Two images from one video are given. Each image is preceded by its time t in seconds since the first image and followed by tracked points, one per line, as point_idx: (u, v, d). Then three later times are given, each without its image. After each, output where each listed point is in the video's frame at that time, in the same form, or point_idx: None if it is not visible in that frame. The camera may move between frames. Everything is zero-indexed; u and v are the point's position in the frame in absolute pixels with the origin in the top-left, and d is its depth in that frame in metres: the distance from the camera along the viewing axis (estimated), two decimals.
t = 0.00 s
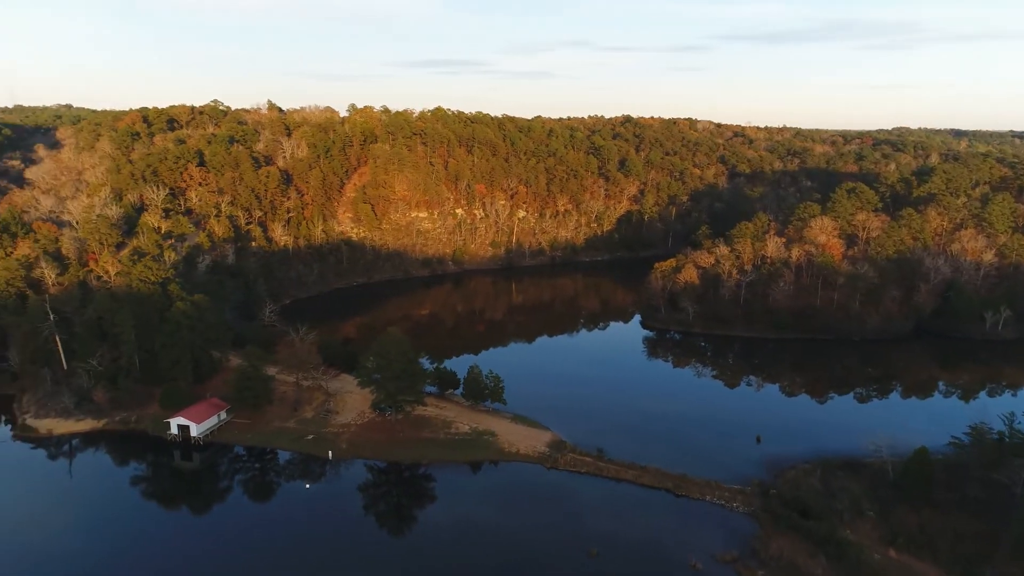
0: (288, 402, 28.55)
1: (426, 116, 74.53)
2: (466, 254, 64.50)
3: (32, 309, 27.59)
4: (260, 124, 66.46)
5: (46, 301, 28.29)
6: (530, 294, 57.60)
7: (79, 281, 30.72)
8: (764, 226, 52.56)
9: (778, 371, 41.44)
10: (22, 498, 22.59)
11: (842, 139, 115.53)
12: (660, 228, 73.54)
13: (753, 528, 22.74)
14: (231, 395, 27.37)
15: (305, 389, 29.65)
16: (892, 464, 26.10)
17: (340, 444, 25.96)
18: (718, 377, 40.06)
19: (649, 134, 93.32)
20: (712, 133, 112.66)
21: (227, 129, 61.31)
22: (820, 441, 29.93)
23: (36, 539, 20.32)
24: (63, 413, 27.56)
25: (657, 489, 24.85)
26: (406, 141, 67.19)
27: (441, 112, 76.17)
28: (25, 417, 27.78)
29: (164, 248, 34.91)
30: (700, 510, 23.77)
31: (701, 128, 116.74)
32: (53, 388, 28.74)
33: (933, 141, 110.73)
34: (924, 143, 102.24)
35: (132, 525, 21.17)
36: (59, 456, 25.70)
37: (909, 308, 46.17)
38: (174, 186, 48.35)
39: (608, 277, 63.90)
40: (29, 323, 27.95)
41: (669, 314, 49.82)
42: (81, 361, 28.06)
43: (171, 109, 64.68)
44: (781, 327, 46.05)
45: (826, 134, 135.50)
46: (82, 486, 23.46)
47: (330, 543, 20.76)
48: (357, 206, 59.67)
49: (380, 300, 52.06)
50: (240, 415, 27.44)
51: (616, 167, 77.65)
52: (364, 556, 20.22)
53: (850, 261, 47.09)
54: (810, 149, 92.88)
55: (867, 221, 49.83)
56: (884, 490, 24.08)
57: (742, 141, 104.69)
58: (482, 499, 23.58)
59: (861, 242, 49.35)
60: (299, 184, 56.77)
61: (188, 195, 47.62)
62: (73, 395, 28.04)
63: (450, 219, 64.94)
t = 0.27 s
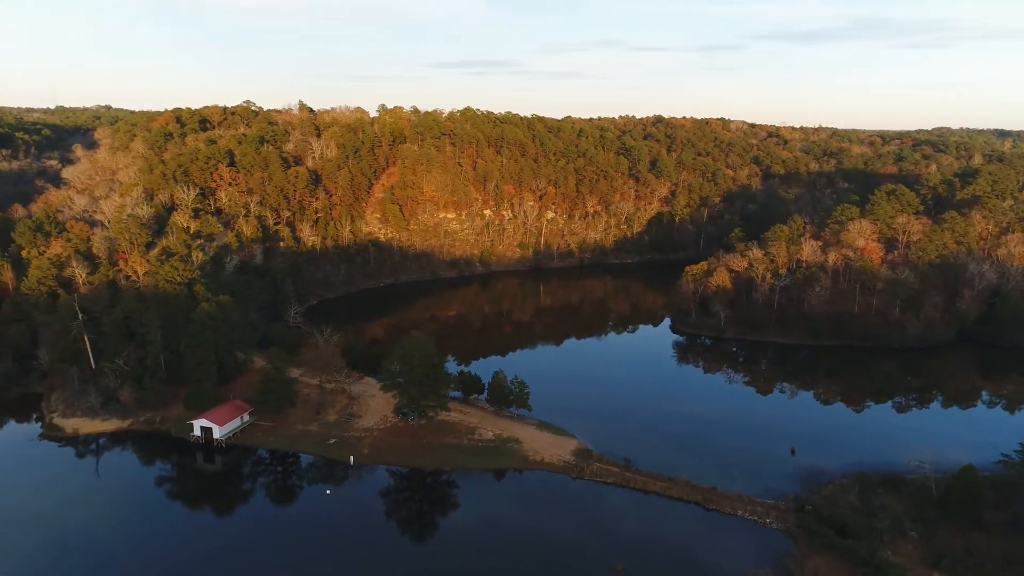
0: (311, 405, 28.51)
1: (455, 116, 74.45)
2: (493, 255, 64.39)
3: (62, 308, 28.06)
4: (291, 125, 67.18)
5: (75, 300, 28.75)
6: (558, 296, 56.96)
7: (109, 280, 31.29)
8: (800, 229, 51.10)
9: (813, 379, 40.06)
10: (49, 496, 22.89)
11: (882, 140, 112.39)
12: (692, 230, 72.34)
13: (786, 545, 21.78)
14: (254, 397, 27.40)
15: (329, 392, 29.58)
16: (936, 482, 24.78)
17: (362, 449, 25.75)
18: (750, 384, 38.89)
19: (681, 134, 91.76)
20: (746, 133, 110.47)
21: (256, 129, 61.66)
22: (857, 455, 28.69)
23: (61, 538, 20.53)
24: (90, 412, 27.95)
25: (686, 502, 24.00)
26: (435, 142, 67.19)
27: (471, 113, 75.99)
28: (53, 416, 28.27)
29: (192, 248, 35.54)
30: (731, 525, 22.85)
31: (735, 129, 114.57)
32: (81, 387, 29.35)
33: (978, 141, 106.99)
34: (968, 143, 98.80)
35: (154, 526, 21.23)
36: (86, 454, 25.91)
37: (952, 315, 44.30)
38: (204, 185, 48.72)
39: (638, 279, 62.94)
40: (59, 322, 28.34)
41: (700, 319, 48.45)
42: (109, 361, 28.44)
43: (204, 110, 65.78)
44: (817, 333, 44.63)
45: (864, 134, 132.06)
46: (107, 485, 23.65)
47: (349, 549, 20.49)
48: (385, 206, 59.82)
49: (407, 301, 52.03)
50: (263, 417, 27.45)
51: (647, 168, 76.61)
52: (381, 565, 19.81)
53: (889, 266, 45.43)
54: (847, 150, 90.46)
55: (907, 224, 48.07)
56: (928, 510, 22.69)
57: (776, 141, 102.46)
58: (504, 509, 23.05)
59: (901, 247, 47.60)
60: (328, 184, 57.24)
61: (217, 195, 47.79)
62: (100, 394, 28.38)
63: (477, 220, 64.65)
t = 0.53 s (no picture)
0: (332, 409, 28.34)
1: (483, 116, 74.33)
2: (519, 257, 63.99)
3: (87, 308, 28.78)
4: (319, 125, 67.68)
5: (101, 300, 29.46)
6: (585, 298, 56.31)
7: (134, 281, 32.02)
8: (835, 232, 49.57)
9: (848, 388, 38.66)
10: (72, 497, 23.06)
11: (920, 140, 109.23)
12: (722, 232, 70.98)
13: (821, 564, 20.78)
14: (275, 400, 27.34)
15: (350, 396, 29.42)
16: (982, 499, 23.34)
17: (382, 455, 25.48)
18: (782, 392, 37.69)
19: (712, 135, 90.10)
20: (779, 133, 108.19)
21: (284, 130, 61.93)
22: (896, 470, 27.43)
23: (81, 539, 20.61)
24: (113, 412, 28.23)
25: (716, 517, 23.04)
26: (462, 142, 66.95)
27: (498, 113, 75.72)
28: (77, 416, 28.54)
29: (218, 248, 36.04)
30: (763, 542, 21.86)
31: (767, 129, 112.27)
32: (104, 387, 29.60)
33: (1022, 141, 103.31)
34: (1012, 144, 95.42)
35: (173, 528, 21.20)
36: (111, 454, 26.20)
37: (997, 322, 42.43)
38: (231, 186, 49.18)
39: (666, 282, 61.88)
40: (85, 322, 29.04)
41: (731, 324, 47.22)
42: (133, 361, 28.90)
43: (233, 111, 66.60)
44: (853, 340, 43.16)
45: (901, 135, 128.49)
46: (128, 486, 23.74)
47: (366, 556, 20.16)
48: (411, 207, 59.82)
49: (432, 303, 51.86)
50: (284, 420, 27.35)
51: (676, 169, 75.47)
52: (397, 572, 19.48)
53: (929, 271, 43.75)
54: (884, 150, 88.00)
55: (948, 228, 46.30)
56: (971, 530, 21.23)
57: (810, 142, 100.18)
58: (526, 520, 22.44)
59: (942, 251, 45.85)
60: (354, 185, 57.50)
61: (245, 195, 47.93)
62: (122, 394, 28.68)
63: (504, 221, 64.20)
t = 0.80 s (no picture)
0: (347, 413, 28.09)
1: (504, 116, 74.05)
2: (539, 259, 63.49)
3: (104, 308, 29.02)
4: (339, 126, 67.94)
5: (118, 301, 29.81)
6: (606, 301, 55.70)
7: (153, 281, 32.21)
8: (863, 236, 48.25)
9: (878, 396, 37.42)
10: (85, 499, 23.04)
11: (951, 141, 106.66)
12: (746, 235, 69.74)
13: None
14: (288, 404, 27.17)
15: (365, 400, 29.13)
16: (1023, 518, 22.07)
17: (396, 462, 25.15)
18: (808, 399, 36.60)
19: (735, 135, 88.69)
20: (805, 134, 106.18)
21: (305, 130, 62.21)
22: (929, 485, 26.29)
23: (91, 542, 20.52)
24: (128, 414, 28.42)
25: (740, 532, 22.12)
26: (482, 143, 66.60)
27: (518, 113, 75.35)
28: (92, 418, 28.71)
29: (235, 250, 36.37)
30: (790, 559, 20.85)
31: (792, 129, 110.29)
32: (120, 389, 29.50)
33: None
34: None
35: (186, 532, 21.08)
36: (128, 454, 26.33)
37: None
38: (252, 186, 49.43)
39: (689, 285, 60.93)
40: (102, 323, 29.27)
41: (755, 329, 46.23)
42: (149, 363, 29.02)
43: (255, 111, 67.07)
44: (882, 347, 41.75)
45: (930, 135, 125.60)
46: (141, 489, 23.66)
47: (379, 565, 19.83)
48: (430, 208, 59.67)
49: (451, 305, 51.58)
50: (297, 425, 27.18)
51: (699, 170, 74.47)
52: None
53: (963, 276, 42.29)
54: (914, 151, 85.94)
55: (982, 232, 44.83)
56: (1012, 552, 19.98)
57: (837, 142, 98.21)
58: (541, 531, 21.83)
59: (976, 256, 44.41)
60: (373, 185, 57.55)
61: (265, 196, 48.10)
62: (138, 397, 28.75)
63: (524, 222, 63.73)
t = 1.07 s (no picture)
0: (361, 418, 27.88)
1: (523, 116, 73.66)
2: (559, 260, 62.89)
3: (121, 309, 29.36)
4: (359, 126, 68.12)
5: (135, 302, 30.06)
6: (626, 303, 54.97)
7: (169, 282, 32.39)
8: (892, 238, 47.00)
9: (908, 404, 36.25)
10: (98, 503, 23.04)
11: (983, 141, 104.15)
12: (770, 237, 68.50)
13: None
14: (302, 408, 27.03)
15: (380, 405, 28.91)
16: None
17: (410, 469, 24.86)
18: (834, 407, 35.60)
19: (759, 135, 87.18)
20: (831, 133, 104.18)
21: (325, 129, 62.42)
22: (963, 500, 25.20)
23: (104, 546, 20.48)
24: (143, 416, 28.63)
25: (764, 547, 21.28)
26: (502, 143, 66.24)
27: (538, 113, 74.94)
28: (107, 420, 28.93)
29: (252, 250, 36.61)
30: None
31: (818, 129, 108.22)
32: (134, 391, 29.69)
33: None
34: None
35: (199, 536, 21.02)
36: (143, 456, 26.48)
37: None
38: (270, 187, 49.62)
39: (712, 288, 59.91)
40: (118, 324, 29.61)
41: (779, 334, 44.94)
42: (165, 365, 29.17)
43: (275, 112, 67.49)
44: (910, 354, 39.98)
45: (960, 134, 122.61)
46: (153, 493, 23.62)
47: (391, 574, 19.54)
48: (449, 209, 59.48)
49: (471, 306, 51.33)
50: (312, 430, 27.04)
51: (723, 171, 73.43)
52: None
53: (997, 281, 40.95)
54: (945, 151, 83.97)
55: (1017, 235, 43.47)
56: None
57: (864, 142, 96.28)
58: (556, 543, 21.28)
59: (1010, 260, 43.07)
60: (392, 186, 57.53)
61: (283, 196, 48.05)
62: (153, 399, 28.93)
63: (543, 223, 63.27)
